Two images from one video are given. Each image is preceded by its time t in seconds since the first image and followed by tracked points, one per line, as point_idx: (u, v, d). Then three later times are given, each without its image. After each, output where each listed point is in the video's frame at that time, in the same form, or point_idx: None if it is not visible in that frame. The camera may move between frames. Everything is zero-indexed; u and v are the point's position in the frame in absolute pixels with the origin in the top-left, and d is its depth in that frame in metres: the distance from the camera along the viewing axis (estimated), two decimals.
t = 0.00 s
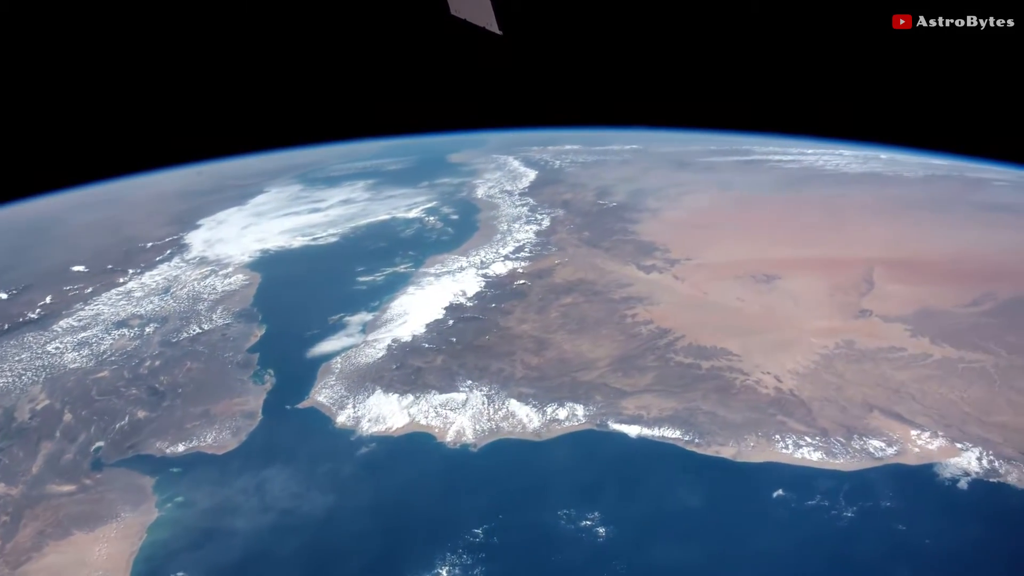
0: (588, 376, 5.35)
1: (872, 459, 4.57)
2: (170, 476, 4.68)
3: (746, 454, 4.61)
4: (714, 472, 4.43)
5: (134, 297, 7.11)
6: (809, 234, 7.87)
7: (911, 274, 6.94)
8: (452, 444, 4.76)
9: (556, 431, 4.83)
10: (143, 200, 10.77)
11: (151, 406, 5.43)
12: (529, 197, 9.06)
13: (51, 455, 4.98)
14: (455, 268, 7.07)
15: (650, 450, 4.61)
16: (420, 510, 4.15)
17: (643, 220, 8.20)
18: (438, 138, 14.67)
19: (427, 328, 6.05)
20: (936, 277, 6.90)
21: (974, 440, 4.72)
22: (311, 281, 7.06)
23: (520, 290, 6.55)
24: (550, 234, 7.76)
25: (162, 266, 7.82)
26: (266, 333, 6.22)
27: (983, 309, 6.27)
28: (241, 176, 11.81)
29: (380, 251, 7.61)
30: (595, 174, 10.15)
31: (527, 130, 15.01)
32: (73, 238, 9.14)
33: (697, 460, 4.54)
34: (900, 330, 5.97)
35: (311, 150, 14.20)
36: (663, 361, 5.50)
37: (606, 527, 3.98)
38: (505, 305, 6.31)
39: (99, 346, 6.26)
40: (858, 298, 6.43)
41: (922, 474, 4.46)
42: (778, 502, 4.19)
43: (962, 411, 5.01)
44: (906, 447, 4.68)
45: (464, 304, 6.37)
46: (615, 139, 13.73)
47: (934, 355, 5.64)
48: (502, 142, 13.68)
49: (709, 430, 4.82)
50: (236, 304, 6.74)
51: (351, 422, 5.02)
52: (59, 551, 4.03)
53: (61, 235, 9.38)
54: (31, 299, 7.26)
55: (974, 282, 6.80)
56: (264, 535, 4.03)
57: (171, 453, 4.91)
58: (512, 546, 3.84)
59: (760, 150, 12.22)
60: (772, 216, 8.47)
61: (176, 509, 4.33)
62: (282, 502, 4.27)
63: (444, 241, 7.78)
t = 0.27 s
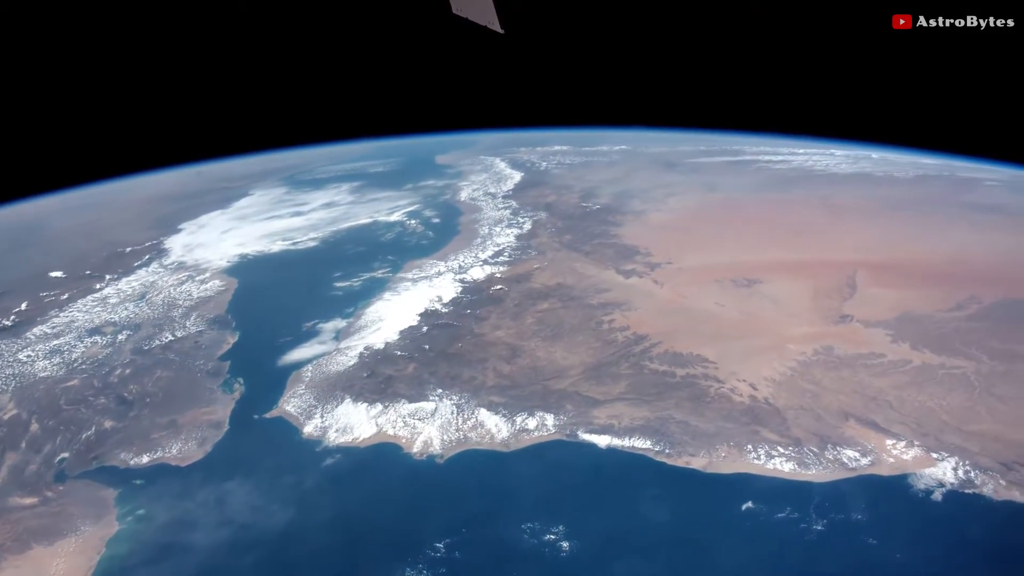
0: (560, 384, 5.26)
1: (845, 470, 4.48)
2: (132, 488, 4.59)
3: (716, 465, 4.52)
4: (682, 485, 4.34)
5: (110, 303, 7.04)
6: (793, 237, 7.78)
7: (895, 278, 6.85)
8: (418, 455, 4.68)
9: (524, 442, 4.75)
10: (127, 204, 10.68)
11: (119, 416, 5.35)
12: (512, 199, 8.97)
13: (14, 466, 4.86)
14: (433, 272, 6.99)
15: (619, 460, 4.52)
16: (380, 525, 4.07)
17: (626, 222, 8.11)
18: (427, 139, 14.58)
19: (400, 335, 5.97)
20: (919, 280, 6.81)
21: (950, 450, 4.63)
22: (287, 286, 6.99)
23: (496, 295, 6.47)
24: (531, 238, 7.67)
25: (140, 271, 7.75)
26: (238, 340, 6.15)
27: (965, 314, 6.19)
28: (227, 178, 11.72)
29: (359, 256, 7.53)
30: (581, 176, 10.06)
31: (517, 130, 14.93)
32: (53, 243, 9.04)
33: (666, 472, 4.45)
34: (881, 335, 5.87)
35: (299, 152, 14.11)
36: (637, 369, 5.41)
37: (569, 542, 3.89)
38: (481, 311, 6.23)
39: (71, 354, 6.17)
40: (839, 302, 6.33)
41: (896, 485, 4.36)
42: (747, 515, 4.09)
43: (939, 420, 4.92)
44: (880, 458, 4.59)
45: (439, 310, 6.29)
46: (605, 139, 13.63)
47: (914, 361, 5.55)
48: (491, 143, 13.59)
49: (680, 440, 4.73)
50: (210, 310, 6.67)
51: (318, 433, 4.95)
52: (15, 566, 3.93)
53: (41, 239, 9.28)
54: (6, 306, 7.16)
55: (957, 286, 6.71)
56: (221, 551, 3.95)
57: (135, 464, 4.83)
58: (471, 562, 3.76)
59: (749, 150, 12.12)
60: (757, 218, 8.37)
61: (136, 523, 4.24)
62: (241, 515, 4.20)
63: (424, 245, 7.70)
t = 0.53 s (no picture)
0: (531, 393, 5.18)
1: (817, 481, 4.38)
2: (94, 500, 4.50)
3: (686, 477, 4.43)
4: (650, 497, 4.24)
5: (84, 310, 6.95)
6: (777, 239, 7.68)
7: (877, 282, 6.76)
8: (383, 466, 4.60)
9: (491, 453, 4.67)
10: (110, 207, 10.58)
11: (85, 426, 5.28)
12: (495, 202, 8.89)
13: None
14: (410, 278, 6.92)
15: (587, 472, 4.43)
16: (338, 539, 3.99)
17: (608, 225, 8.02)
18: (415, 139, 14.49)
19: (373, 342, 5.89)
20: (902, 284, 6.72)
21: (925, 460, 4.54)
22: (263, 292, 6.91)
23: (472, 301, 6.39)
24: (511, 242, 7.59)
25: (117, 277, 7.68)
26: (210, 348, 6.08)
27: (947, 319, 6.10)
28: (212, 181, 11.64)
29: (336, 260, 7.45)
30: (566, 177, 9.97)
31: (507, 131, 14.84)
32: (32, 247, 8.94)
33: (635, 484, 4.36)
34: (860, 341, 5.78)
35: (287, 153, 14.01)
36: (610, 377, 5.32)
37: (531, 556, 3.79)
38: (455, 317, 6.15)
39: (41, 362, 6.07)
40: (819, 308, 6.24)
41: (868, 497, 4.27)
42: (714, 529, 3.98)
43: (916, 429, 4.83)
44: (853, 468, 4.49)
45: (413, 316, 6.21)
46: (594, 140, 13.53)
47: (893, 368, 5.46)
48: (479, 144, 13.49)
49: (650, 450, 4.64)
50: (184, 317, 6.60)
51: (283, 443, 4.87)
52: None
53: (20, 243, 9.17)
54: None
55: (941, 289, 6.62)
56: (176, 566, 3.87)
57: (97, 476, 4.75)
58: None
59: (739, 151, 12.01)
60: (741, 220, 8.27)
61: (93, 537, 4.15)
62: (199, 530, 4.12)
63: (403, 249, 7.62)
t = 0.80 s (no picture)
0: (501, 402, 5.09)
1: (788, 493, 4.29)
2: (54, 513, 4.41)
3: (654, 488, 4.34)
4: (617, 511, 4.15)
5: (58, 317, 6.87)
6: (760, 242, 7.59)
7: (860, 285, 6.67)
8: (348, 479, 4.53)
9: (457, 464, 4.59)
10: (92, 210, 10.48)
11: (50, 436, 5.16)
12: (478, 205, 8.80)
13: None
14: (386, 283, 6.84)
15: (553, 484, 4.35)
16: (296, 554, 3.90)
17: (590, 228, 7.93)
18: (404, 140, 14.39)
19: (345, 350, 5.81)
20: (885, 288, 6.62)
21: (899, 471, 4.45)
22: (238, 298, 6.84)
23: (447, 307, 6.31)
24: (490, 246, 7.51)
25: (94, 283, 7.60)
26: (181, 355, 6.01)
27: (928, 325, 6.01)
28: (197, 183, 11.56)
29: (314, 266, 7.37)
30: (551, 179, 9.88)
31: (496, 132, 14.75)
32: (11, 251, 8.83)
33: (602, 496, 4.27)
34: (839, 347, 5.69)
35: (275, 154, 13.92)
36: (582, 385, 5.23)
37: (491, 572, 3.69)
38: (429, 324, 6.07)
39: (11, 371, 5.97)
40: (799, 313, 6.15)
41: (839, 509, 4.17)
42: (680, 543, 3.88)
43: (891, 438, 4.74)
44: (825, 479, 4.41)
45: (387, 323, 6.13)
46: (584, 140, 13.43)
47: (871, 375, 5.37)
48: (468, 144, 13.40)
49: (619, 461, 4.56)
50: (157, 324, 6.52)
51: (248, 454, 4.80)
52: None
53: None
54: None
55: (923, 294, 6.53)
56: None
57: (59, 488, 4.66)
58: None
59: (728, 151, 11.91)
60: (726, 222, 8.17)
61: (49, 552, 4.06)
62: (156, 544, 4.05)
63: (382, 254, 7.54)
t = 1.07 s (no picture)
0: (471, 412, 5.01)
1: (757, 506, 4.20)
2: (13, 526, 4.32)
3: (621, 501, 4.25)
4: (582, 525, 4.06)
5: (32, 324, 6.79)
6: (743, 245, 7.49)
7: (842, 289, 6.57)
8: (311, 491, 4.46)
9: (422, 476, 4.51)
10: (75, 212, 10.39)
11: (15, 447, 5.08)
12: (460, 207, 8.72)
13: None
14: (362, 289, 6.76)
15: (519, 497, 4.27)
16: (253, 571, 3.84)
17: (572, 232, 7.83)
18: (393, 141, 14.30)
19: (316, 358, 5.74)
20: (867, 292, 6.53)
21: (872, 482, 4.35)
22: (213, 304, 6.77)
23: (422, 313, 6.23)
24: (470, 250, 7.43)
25: (71, 289, 7.53)
26: (152, 364, 5.94)
27: (909, 330, 5.92)
28: (182, 186, 11.48)
29: (291, 271, 7.30)
30: (536, 181, 9.79)
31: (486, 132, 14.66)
32: None
33: (568, 510, 4.18)
34: (817, 353, 5.59)
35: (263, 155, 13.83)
36: (553, 393, 5.15)
37: None
38: (403, 331, 5.99)
39: None
40: (778, 318, 6.06)
41: (809, 522, 4.07)
42: (644, 558, 3.79)
43: (866, 447, 4.64)
44: (796, 491, 4.31)
45: (361, 330, 6.06)
46: (574, 140, 13.33)
47: (848, 382, 5.27)
48: (457, 145, 13.30)
49: (587, 473, 4.47)
50: (130, 331, 6.46)
51: (212, 466, 4.73)
52: None
53: None
54: None
55: (906, 298, 6.44)
56: None
57: (20, 501, 4.56)
58: None
59: (717, 151, 11.81)
60: (711, 224, 8.06)
61: (4, 568, 3.98)
62: (112, 560, 3.99)
63: (361, 259, 7.46)
